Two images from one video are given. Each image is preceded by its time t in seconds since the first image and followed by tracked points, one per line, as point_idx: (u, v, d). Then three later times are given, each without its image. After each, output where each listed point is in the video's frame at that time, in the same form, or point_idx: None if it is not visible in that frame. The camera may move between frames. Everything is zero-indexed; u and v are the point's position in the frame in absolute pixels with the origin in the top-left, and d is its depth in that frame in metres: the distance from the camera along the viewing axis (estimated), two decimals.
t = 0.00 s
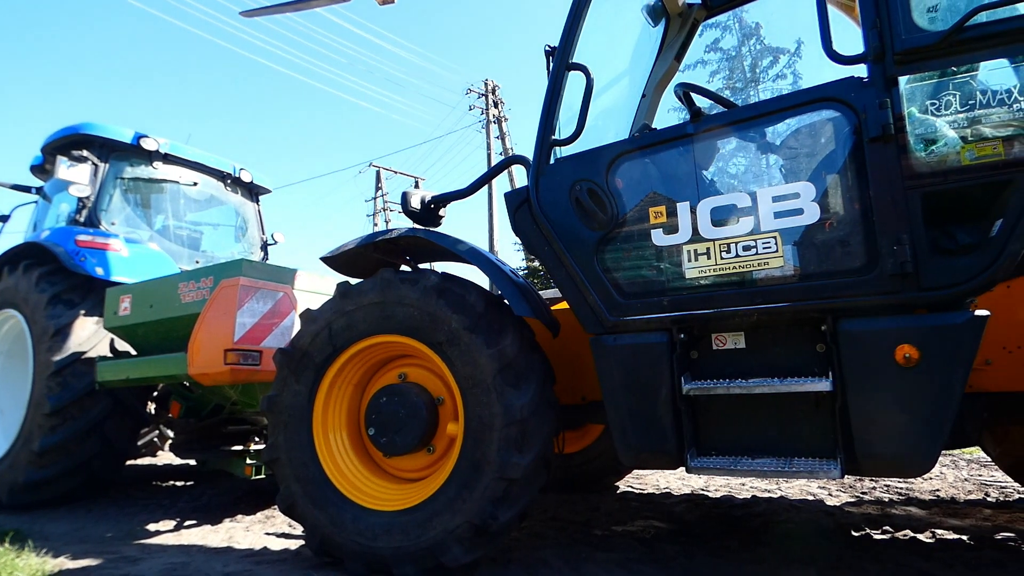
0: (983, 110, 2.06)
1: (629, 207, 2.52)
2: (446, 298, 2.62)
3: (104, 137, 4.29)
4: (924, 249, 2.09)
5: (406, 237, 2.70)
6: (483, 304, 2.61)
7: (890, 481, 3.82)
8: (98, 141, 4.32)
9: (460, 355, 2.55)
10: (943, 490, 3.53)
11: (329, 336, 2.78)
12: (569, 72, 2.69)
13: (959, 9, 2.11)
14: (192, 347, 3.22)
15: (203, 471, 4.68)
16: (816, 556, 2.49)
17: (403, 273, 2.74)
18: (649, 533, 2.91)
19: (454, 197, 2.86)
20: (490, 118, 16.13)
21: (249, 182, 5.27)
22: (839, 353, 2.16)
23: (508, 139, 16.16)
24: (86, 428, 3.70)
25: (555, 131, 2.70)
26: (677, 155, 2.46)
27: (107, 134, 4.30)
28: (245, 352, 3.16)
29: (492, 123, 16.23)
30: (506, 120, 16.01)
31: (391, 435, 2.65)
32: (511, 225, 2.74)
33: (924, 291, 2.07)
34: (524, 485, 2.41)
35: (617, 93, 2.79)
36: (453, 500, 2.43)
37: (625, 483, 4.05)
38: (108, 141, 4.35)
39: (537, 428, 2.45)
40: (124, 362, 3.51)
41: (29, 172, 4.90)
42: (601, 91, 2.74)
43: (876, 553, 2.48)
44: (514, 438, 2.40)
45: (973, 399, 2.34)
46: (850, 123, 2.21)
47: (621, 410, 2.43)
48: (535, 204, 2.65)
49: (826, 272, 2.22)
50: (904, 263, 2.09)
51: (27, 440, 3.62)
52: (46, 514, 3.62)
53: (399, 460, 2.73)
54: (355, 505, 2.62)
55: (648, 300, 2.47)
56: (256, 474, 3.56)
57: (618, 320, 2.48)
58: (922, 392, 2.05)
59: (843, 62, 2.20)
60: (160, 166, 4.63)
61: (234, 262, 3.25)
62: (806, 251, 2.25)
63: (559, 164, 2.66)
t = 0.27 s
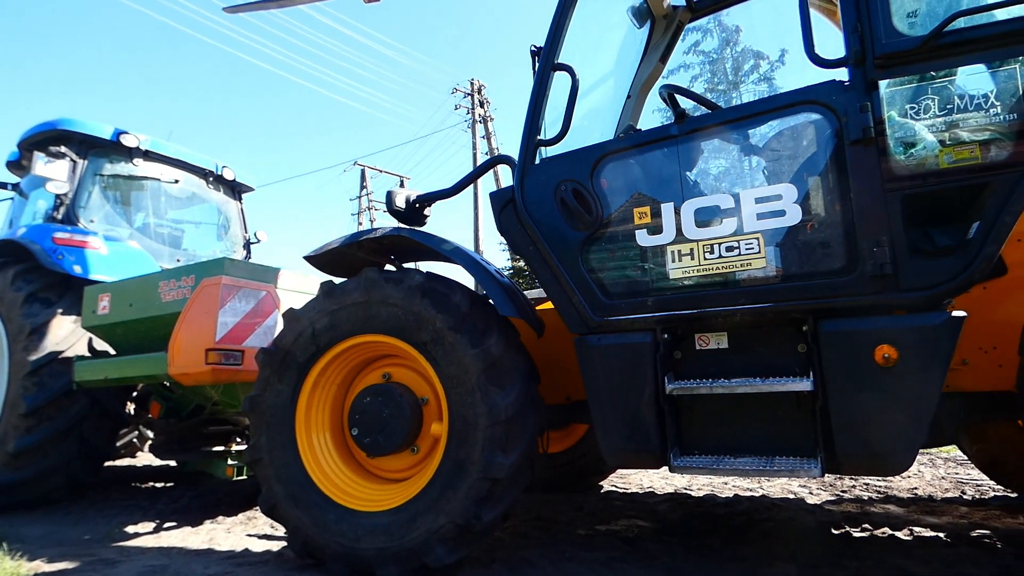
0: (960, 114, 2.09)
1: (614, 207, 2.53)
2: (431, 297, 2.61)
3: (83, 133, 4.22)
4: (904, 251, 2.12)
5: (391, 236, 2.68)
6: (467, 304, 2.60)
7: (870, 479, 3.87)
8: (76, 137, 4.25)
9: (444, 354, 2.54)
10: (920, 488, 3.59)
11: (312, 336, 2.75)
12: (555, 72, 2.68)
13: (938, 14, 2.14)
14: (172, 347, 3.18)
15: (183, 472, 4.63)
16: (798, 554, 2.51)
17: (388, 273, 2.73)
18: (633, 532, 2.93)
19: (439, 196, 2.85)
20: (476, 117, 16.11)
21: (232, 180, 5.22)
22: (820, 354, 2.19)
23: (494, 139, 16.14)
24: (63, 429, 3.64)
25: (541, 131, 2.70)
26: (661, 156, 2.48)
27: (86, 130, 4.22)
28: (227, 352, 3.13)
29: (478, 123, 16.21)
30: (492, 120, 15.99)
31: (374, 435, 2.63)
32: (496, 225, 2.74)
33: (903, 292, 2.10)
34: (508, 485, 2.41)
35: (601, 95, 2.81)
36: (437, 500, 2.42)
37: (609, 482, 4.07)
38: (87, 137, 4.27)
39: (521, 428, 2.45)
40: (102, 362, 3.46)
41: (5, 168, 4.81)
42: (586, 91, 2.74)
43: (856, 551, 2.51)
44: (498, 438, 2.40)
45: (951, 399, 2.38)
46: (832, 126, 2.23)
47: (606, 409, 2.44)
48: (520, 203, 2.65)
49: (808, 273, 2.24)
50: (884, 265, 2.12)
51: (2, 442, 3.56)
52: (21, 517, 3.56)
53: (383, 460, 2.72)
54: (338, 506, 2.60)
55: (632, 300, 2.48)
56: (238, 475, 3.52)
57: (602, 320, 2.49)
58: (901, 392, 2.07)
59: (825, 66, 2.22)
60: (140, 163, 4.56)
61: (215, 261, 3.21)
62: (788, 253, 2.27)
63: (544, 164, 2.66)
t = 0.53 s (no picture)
0: (939, 119, 2.12)
1: (598, 207, 2.54)
2: (415, 297, 2.59)
3: (60, 129, 4.14)
4: (884, 252, 2.15)
5: (375, 236, 2.67)
6: (452, 304, 2.59)
7: (850, 477, 3.92)
8: (54, 132, 4.17)
9: (429, 354, 2.53)
10: (899, 487, 3.64)
11: (295, 335, 2.73)
12: (540, 73, 2.68)
13: (918, 20, 2.17)
14: (152, 346, 3.14)
15: (163, 474, 4.57)
16: (779, 552, 2.54)
17: (372, 272, 2.71)
18: (616, 531, 2.94)
19: (424, 196, 2.84)
20: (461, 117, 16.08)
21: (214, 178, 5.17)
22: (801, 354, 2.21)
23: (479, 138, 16.13)
24: (40, 430, 3.58)
25: (526, 131, 2.70)
26: (646, 157, 2.49)
27: (63, 126, 4.15)
28: (208, 351, 3.09)
29: (463, 122, 16.18)
30: (477, 120, 15.98)
31: (358, 436, 2.62)
32: (481, 225, 2.74)
33: (883, 293, 2.13)
34: (492, 485, 2.41)
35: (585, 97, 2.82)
36: (421, 501, 2.41)
37: (593, 482, 4.08)
38: (65, 133, 4.19)
39: (506, 428, 2.44)
40: (80, 362, 3.41)
41: None
42: (572, 92, 2.75)
43: (837, 549, 2.54)
44: (482, 438, 2.39)
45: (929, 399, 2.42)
46: (814, 129, 2.26)
47: (591, 409, 2.44)
48: (506, 203, 2.65)
49: (790, 275, 2.26)
50: (864, 266, 2.14)
51: None
52: None
53: (366, 460, 2.70)
54: (321, 507, 2.58)
55: (617, 300, 2.48)
56: (219, 476, 3.49)
57: (587, 320, 2.49)
58: (881, 391, 2.10)
59: (807, 69, 2.24)
60: (120, 160, 4.49)
61: (197, 260, 3.18)
62: (770, 254, 2.29)
63: (530, 164, 2.66)
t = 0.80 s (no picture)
0: (923, 122, 2.15)
1: (587, 208, 2.54)
2: (403, 297, 2.58)
3: (43, 126, 4.09)
4: (869, 254, 2.17)
5: (363, 235, 2.66)
6: (441, 304, 2.59)
7: (835, 476, 3.96)
8: (36, 129, 4.12)
9: (417, 354, 2.52)
10: (883, 486, 3.68)
11: (282, 335, 2.71)
12: (529, 73, 2.68)
13: (902, 24, 2.19)
14: (137, 346, 3.11)
15: (148, 475, 4.52)
16: (766, 551, 2.56)
17: (360, 272, 2.70)
18: (604, 531, 2.94)
19: (413, 195, 2.83)
20: (451, 116, 16.04)
21: (200, 176, 5.12)
22: (787, 354, 2.23)
23: (468, 138, 16.11)
24: (21, 431, 3.53)
25: (516, 131, 2.70)
26: (634, 158, 2.49)
27: (46, 123, 4.10)
28: (194, 351, 3.06)
29: (452, 122, 16.16)
30: (466, 120, 15.96)
31: (345, 436, 2.60)
32: (470, 225, 2.73)
33: (868, 294, 2.15)
34: (480, 485, 2.40)
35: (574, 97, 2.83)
36: (409, 501, 2.40)
37: (581, 481, 4.09)
38: (48, 130, 4.14)
39: (494, 428, 2.44)
40: (63, 362, 3.37)
41: None
42: (561, 92, 2.75)
43: (822, 547, 2.57)
44: (471, 438, 2.39)
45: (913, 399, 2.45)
46: (800, 131, 2.28)
47: (579, 408, 2.45)
48: (494, 203, 2.65)
49: (777, 275, 2.28)
50: (849, 267, 2.17)
51: None
52: None
53: (354, 461, 2.69)
54: (308, 508, 2.56)
55: (605, 301, 2.49)
56: (204, 477, 3.47)
57: (575, 320, 2.50)
58: (867, 391, 2.12)
59: (794, 72, 2.26)
60: (104, 157, 4.44)
61: (182, 259, 3.15)
62: (757, 255, 2.31)
63: (518, 164, 2.66)
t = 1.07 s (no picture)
0: (905, 125, 2.17)
1: (574, 208, 2.55)
2: (390, 296, 2.57)
3: (23, 121, 4.03)
4: (852, 255, 2.20)
5: (349, 235, 2.64)
6: (427, 303, 2.58)
7: (819, 475, 4.00)
8: (17, 125, 4.05)
9: (403, 354, 2.51)
10: (865, 484, 3.73)
11: (267, 335, 2.69)
12: (516, 73, 2.68)
13: (885, 28, 2.22)
14: (118, 346, 3.06)
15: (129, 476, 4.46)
16: (751, 549, 2.58)
17: (346, 271, 2.68)
18: (590, 530, 2.95)
19: (399, 194, 2.82)
20: (438, 115, 15.99)
21: (184, 174, 5.07)
22: (772, 354, 2.25)
23: (455, 138, 16.09)
24: None
25: (503, 131, 2.70)
26: (621, 158, 2.50)
27: (26, 118, 4.04)
28: (177, 351, 3.03)
29: (440, 122, 16.12)
30: (454, 119, 15.93)
31: (331, 436, 2.59)
32: (457, 225, 2.73)
33: (852, 295, 2.18)
34: (465, 485, 2.40)
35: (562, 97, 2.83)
36: (395, 502, 2.39)
37: (567, 481, 4.10)
38: (28, 126, 4.08)
39: (480, 427, 2.44)
40: (42, 362, 3.32)
41: None
42: (548, 92, 2.75)
43: (805, 545, 2.59)
44: (457, 438, 2.38)
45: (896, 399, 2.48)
46: (784, 133, 2.30)
47: (566, 408, 2.45)
48: (481, 203, 2.65)
49: (761, 276, 2.30)
50: (832, 268, 2.19)
51: None
52: None
53: (339, 461, 2.67)
54: (292, 508, 2.54)
55: (592, 301, 2.50)
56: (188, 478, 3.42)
57: (562, 320, 2.50)
58: (850, 390, 2.14)
59: (779, 74, 2.28)
60: (85, 154, 4.38)
61: (165, 257, 3.11)
62: (743, 255, 2.33)
63: (505, 165, 2.66)
